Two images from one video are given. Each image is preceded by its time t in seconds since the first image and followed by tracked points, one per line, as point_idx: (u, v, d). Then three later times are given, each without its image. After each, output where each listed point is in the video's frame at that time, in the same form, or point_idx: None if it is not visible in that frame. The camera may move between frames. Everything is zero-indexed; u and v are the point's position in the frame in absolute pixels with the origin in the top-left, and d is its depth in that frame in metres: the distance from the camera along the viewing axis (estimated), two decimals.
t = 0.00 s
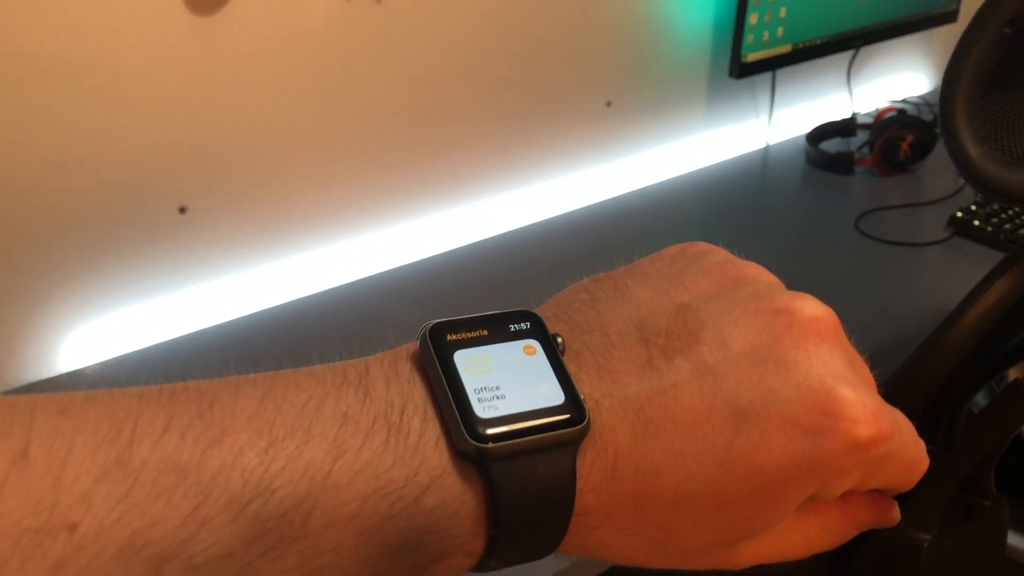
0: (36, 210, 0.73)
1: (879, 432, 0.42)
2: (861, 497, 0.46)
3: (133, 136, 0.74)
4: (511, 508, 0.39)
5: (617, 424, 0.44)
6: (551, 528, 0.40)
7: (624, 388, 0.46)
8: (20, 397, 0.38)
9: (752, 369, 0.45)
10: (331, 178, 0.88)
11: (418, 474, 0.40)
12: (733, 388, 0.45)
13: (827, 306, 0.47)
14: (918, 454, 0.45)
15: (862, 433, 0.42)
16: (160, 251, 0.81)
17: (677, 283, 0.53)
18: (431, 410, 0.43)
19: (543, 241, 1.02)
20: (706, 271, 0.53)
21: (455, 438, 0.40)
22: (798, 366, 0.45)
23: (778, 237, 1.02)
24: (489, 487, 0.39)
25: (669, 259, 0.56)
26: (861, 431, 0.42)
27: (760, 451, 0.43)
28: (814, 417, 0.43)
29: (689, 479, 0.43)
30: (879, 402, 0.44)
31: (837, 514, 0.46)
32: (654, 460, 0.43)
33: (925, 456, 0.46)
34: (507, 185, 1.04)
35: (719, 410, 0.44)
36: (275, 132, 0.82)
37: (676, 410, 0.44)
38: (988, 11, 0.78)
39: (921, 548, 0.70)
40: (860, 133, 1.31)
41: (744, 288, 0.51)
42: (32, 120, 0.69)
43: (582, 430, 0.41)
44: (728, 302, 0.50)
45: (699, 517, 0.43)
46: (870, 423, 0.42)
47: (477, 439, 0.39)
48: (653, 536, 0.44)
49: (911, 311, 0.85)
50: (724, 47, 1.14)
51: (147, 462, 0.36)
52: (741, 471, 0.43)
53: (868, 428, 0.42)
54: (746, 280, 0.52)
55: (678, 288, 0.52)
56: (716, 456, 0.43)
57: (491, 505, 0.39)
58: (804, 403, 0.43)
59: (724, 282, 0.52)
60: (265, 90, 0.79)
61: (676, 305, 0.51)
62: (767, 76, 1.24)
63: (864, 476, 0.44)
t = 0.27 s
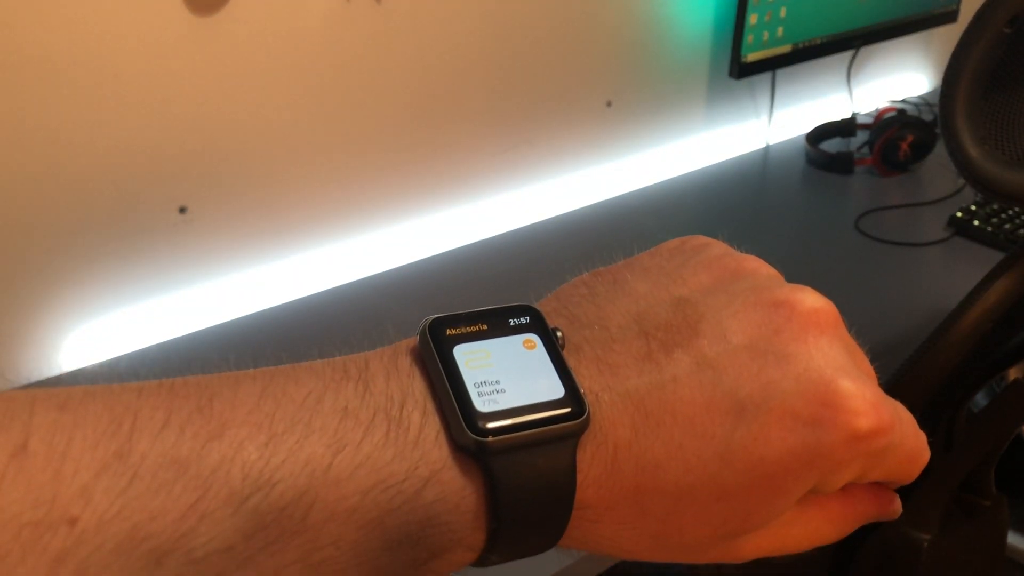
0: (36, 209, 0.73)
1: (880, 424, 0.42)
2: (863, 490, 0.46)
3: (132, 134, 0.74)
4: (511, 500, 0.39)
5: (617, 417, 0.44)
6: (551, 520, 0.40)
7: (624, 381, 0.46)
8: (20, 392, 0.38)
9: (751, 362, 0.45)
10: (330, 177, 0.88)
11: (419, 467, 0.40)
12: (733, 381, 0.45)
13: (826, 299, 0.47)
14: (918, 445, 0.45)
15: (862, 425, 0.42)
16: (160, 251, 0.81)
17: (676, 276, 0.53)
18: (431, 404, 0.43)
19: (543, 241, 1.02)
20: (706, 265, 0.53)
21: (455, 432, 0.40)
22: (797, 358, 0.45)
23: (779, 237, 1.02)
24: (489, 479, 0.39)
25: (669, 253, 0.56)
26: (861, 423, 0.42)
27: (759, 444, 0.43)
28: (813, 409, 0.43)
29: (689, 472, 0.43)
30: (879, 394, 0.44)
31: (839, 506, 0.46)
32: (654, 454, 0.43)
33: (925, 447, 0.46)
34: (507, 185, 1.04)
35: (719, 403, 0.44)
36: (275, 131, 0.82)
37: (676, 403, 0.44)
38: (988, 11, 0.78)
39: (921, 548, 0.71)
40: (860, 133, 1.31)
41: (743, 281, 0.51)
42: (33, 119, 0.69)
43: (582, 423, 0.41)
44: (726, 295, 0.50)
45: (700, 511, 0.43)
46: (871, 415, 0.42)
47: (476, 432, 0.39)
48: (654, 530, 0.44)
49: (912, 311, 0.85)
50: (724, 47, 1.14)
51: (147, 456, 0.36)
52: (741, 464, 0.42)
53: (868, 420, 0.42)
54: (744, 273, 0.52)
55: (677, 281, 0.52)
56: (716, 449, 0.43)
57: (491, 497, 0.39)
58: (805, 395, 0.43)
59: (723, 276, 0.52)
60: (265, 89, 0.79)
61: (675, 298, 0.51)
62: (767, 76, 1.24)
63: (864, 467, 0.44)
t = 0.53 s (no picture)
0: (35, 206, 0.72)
1: (878, 412, 0.42)
2: (862, 478, 0.46)
3: (130, 129, 0.73)
4: (508, 489, 0.39)
5: (614, 406, 0.44)
6: (548, 508, 0.40)
7: (621, 370, 0.46)
8: (14, 380, 0.38)
9: (748, 350, 0.45)
10: (331, 176, 0.88)
11: (415, 457, 0.40)
12: (731, 369, 0.44)
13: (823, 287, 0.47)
14: (919, 433, 0.45)
15: (860, 413, 0.41)
16: (160, 251, 0.81)
17: (673, 264, 0.53)
18: (427, 392, 0.43)
19: (543, 241, 1.02)
20: (704, 253, 0.53)
21: (452, 421, 0.40)
22: (796, 347, 0.44)
23: (779, 237, 1.02)
24: (486, 469, 0.39)
25: (667, 242, 0.56)
26: (859, 411, 0.41)
27: (757, 432, 0.42)
28: (811, 397, 0.42)
29: (686, 461, 0.43)
30: (878, 382, 0.43)
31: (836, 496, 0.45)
32: (651, 443, 0.43)
33: (924, 438, 0.45)
34: (507, 185, 1.04)
35: (716, 392, 0.44)
36: (275, 130, 0.82)
37: (674, 393, 0.44)
38: (989, 11, 0.78)
39: (921, 548, 0.70)
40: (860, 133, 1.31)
41: (740, 269, 0.51)
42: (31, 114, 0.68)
43: (579, 412, 0.41)
44: (725, 283, 0.50)
45: (697, 499, 0.43)
46: (868, 403, 0.42)
47: (473, 421, 0.39)
48: (652, 518, 0.44)
49: (911, 311, 0.85)
50: (724, 48, 1.14)
51: (142, 444, 0.36)
52: (737, 452, 0.42)
53: (866, 408, 0.41)
54: (742, 260, 0.52)
55: (675, 270, 0.53)
56: (713, 438, 0.43)
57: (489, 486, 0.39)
58: (803, 383, 0.43)
59: (720, 263, 0.52)
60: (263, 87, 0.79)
61: (674, 287, 0.51)
62: (767, 77, 1.24)
63: (864, 456, 0.43)
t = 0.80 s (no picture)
0: (36, 207, 0.73)
1: (892, 421, 0.42)
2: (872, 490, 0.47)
3: (133, 133, 0.74)
4: (518, 497, 0.39)
5: (626, 412, 0.45)
6: (559, 517, 0.40)
7: (633, 377, 0.46)
8: (23, 394, 0.38)
9: (761, 357, 0.45)
10: (331, 176, 0.88)
11: (425, 467, 0.40)
12: (743, 376, 0.45)
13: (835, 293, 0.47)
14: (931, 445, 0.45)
15: (874, 422, 0.42)
16: (160, 252, 0.81)
17: (684, 271, 0.54)
18: (437, 397, 0.43)
19: (543, 241, 1.02)
20: (716, 260, 0.54)
21: (462, 427, 0.40)
22: (811, 353, 0.45)
23: (781, 237, 1.02)
24: (496, 476, 0.39)
25: (678, 248, 0.57)
26: (873, 420, 0.42)
27: (770, 440, 0.42)
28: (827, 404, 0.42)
29: (699, 468, 0.43)
30: (890, 390, 0.43)
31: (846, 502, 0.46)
32: (663, 450, 0.43)
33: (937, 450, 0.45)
34: (507, 185, 1.04)
35: (728, 399, 0.44)
36: (275, 131, 0.82)
37: (685, 400, 0.44)
38: (989, 11, 0.78)
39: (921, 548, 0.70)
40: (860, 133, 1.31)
41: (751, 276, 0.51)
42: (33, 116, 0.69)
43: (589, 420, 0.41)
44: (737, 290, 0.50)
45: (709, 507, 0.43)
46: (882, 411, 0.42)
47: (483, 428, 0.39)
48: (662, 526, 0.44)
49: (913, 310, 0.85)
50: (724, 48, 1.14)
51: (152, 458, 0.36)
52: (751, 460, 0.42)
53: (880, 417, 0.42)
54: (754, 268, 0.52)
55: (687, 276, 0.53)
56: (726, 444, 0.43)
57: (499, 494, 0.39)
58: (816, 390, 0.43)
59: (732, 270, 0.52)
60: (265, 90, 0.79)
61: (686, 292, 0.51)
62: (767, 76, 1.24)
63: (876, 465, 0.43)
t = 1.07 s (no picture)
0: (42, 213, 0.73)
1: (918, 457, 0.45)
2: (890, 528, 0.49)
3: (145, 147, 0.75)
4: (545, 524, 0.41)
5: (654, 440, 0.47)
6: (586, 546, 0.42)
7: (662, 406, 0.49)
8: (59, 425, 0.41)
9: (791, 388, 0.49)
10: (332, 176, 0.88)
11: (454, 495, 0.42)
12: (772, 407, 0.48)
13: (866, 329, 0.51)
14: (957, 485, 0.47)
15: (901, 456, 0.45)
16: (162, 253, 0.81)
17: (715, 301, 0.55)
18: (465, 425, 0.45)
19: (543, 242, 1.02)
20: (744, 295, 0.55)
21: (491, 454, 0.42)
22: (838, 387, 0.48)
23: (783, 238, 1.02)
24: (524, 502, 0.41)
25: (706, 279, 0.58)
26: (900, 455, 0.45)
27: (798, 471, 0.46)
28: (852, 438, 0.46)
29: (729, 496, 0.46)
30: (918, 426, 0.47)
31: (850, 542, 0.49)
32: (694, 478, 0.47)
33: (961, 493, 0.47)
34: (508, 184, 1.04)
35: (757, 429, 0.47)
36: (281, 137, 0.82)
37: (714, 428, 0.48)
38: (989, 10, 0.78)
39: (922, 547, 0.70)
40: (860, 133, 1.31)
41: (780, 310, 0.53)
42: (47, 131, 0.70)
43: (616, 447, 0.43)
44: (767, 321, 0.53)
45: (738, 536, 0.47)
46: (909, 446, 0.45)
47: (512, 454, 0.41)
48: (689, 555, 0.47)
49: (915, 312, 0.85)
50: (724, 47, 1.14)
51: (188, 488, 0.38)
52: (780, 491, 0.46)
53: (906, 452, 0.45)
54: (782, 301, 0.54)
55: (715, 307, 0.55)
56: (750, 474, 0.47)
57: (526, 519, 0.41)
58: (844, 423, 0.47)
59: (759, 302, 0.54)
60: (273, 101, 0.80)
61: (714, 324, 0.53)
62: (767, 76, 1.24)
63: (899, 502, 0.46)
